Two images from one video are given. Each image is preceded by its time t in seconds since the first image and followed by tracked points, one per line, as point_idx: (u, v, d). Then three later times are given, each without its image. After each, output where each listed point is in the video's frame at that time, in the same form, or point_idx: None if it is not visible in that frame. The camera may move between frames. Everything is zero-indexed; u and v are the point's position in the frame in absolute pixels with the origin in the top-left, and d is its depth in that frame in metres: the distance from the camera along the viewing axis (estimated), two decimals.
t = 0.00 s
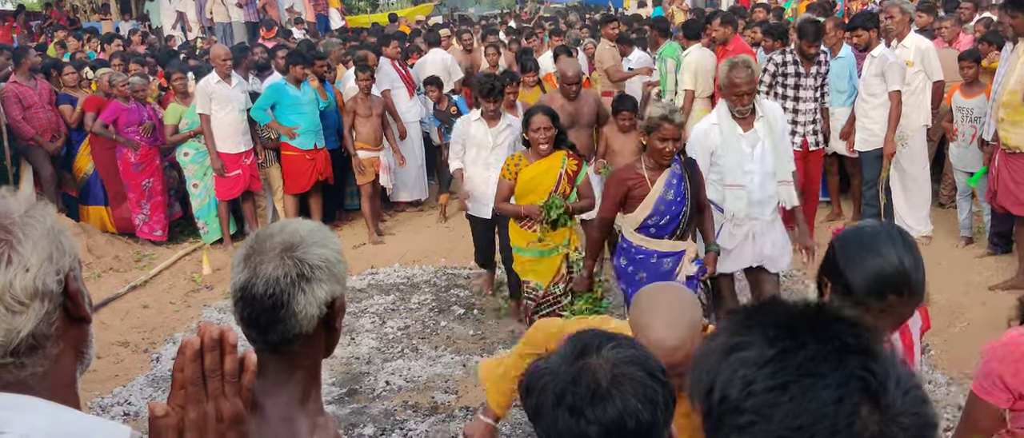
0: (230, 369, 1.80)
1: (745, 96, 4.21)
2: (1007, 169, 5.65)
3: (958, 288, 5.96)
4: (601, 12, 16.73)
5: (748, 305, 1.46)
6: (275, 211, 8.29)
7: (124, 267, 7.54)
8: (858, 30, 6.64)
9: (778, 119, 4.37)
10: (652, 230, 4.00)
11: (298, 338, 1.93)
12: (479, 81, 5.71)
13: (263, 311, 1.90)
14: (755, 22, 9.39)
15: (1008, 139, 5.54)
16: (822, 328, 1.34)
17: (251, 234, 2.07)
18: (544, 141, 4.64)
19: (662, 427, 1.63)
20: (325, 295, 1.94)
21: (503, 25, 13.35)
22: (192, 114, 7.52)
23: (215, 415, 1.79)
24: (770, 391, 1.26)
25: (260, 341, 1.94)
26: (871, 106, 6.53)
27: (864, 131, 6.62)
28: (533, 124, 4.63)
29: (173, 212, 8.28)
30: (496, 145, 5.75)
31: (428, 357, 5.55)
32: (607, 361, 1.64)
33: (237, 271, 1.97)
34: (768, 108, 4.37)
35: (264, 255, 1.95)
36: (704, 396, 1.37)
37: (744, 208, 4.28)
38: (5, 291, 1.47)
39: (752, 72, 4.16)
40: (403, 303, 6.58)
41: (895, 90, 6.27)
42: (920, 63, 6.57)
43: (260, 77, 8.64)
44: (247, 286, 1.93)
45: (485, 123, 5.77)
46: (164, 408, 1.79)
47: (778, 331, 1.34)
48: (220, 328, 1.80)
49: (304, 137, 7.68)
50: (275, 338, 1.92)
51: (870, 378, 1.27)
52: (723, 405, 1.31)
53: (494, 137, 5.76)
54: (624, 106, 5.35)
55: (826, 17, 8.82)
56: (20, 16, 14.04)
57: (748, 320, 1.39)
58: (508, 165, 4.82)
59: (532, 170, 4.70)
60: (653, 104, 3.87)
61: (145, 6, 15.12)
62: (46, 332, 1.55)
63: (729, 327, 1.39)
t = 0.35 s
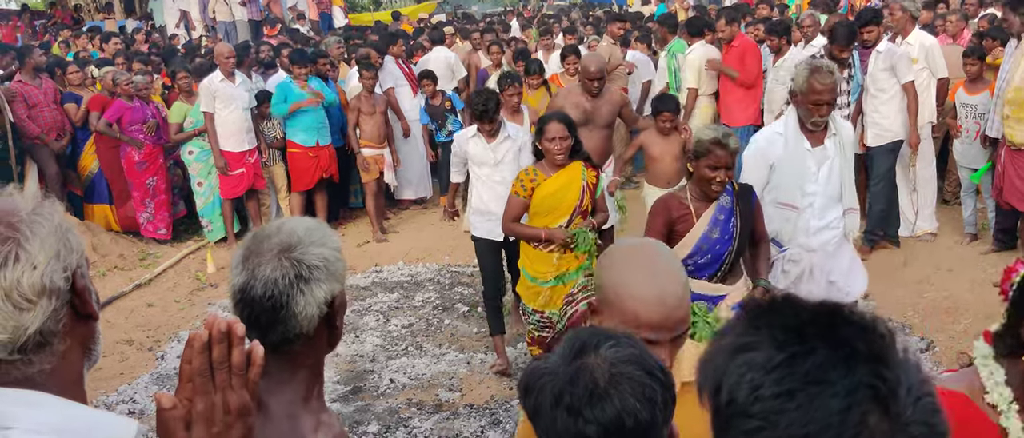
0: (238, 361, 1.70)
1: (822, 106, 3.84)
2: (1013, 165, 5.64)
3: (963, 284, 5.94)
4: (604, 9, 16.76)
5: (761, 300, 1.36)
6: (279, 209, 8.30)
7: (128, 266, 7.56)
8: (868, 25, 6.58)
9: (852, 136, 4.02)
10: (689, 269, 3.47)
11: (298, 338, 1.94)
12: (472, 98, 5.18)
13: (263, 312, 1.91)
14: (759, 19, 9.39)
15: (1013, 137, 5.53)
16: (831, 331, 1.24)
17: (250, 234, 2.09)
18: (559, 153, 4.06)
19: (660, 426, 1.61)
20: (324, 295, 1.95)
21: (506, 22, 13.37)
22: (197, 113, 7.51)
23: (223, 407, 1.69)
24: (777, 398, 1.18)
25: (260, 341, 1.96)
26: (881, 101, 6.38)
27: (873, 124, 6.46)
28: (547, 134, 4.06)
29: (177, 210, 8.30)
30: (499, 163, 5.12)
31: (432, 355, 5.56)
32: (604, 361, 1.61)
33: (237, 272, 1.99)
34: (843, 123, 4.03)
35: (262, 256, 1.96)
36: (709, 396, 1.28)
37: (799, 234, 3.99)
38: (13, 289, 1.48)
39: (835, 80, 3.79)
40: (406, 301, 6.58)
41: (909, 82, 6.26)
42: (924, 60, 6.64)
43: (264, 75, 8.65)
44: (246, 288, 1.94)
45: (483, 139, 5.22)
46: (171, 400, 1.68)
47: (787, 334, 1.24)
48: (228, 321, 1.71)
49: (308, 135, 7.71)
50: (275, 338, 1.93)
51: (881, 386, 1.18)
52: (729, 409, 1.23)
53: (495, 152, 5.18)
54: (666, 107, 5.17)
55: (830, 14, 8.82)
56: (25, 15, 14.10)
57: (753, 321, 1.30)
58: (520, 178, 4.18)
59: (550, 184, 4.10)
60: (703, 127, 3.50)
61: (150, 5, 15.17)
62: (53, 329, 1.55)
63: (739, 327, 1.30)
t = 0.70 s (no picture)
0: (242, 348, 1.68)
1: (914, 106, 3.18)
2: (1018, 160, 5.63)
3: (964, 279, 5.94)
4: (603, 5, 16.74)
5: (795, 292, 1.32)
6: (280, 207, 8.30)
7: (130, 263, 7.57)
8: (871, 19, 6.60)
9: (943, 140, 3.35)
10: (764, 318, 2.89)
11: (300, 338, 1.94)
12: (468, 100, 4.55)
13: (264, 313, 1.91)
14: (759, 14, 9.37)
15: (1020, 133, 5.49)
16: (861, 325, 1.19)
17: (251, 233, 2.09)
18: (581, 177, 3.54)
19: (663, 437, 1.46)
20: (326, 295, 1.94)
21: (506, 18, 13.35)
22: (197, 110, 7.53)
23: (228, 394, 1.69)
24: (800, 389, 1.14)
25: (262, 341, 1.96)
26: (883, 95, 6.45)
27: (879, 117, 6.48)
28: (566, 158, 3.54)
29: (178, 208, 8.29)
30: (496, 175, 4.63)
31: (433, 352, 5.56)
32: (600, 370, 1.45)
33: (238, 272, 1.99)
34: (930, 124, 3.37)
35: (263, 256, 1.96)
36: (734, 386, 1.25)
37: (891, 257, 3.31)
38: (25, 282, 1.46)
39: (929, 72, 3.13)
40: (407, 298, 6.58)
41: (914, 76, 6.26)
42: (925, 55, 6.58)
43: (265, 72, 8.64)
44: (247, 288, 1.93)
45: (481, 149, 4.64)
46: (176, 390, 1.71)
47: (816, 325, 1.21)
48: (232, 307, 1.69)
49: (307, 131, 7.76)
50: (277, 339, 1.93)
51: (907, 383, 1.12)
52: (751, 398, 1.19)
53: (492, 167, 4.63)
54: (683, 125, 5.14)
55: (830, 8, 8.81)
56: (24, 12, 14.09)
57: (787, 311, 1.26)
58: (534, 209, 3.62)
59: (569, 214, 3.54)
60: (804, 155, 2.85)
61: (149, 2, 15.14)
62: (65, 322, 1.54)
63: (771, 316, 1.27)
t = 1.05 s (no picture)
0: (247, 354, 1.70)
1: None
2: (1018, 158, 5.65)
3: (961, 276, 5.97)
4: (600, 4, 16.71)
5: (778, 295, 1.37)
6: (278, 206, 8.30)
7: (127, 263, 7.55)
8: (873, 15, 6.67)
9: None
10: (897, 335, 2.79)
11: (320, 336, 1.93)
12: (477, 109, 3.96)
13: (285, 310, 1.89)
14: (757, 11, 9.38)
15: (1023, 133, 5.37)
16: (861, 323, 1.24)
17: (264, 231, 2.07)
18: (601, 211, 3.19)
19: None
20: (346, 291, 1.94)
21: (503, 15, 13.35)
22: (195, 108, 7.50)
23: (233, 400, 1.68)
24: (807, 389, 1.17)
25: (282, 340, 1.94)
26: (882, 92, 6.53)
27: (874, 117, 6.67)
28: (587, 185, 3.19)
29: (175, 207, 8.27)
30: (500, 200, 4.09)
31: (432, 350, 5.56)
32: (603, 404, 1.58)
33: (256, 269, 1.97)
34: None
35: (284, 252, 1.94)
36: (738, 393, 1.28)
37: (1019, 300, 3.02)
38: (35, 280, 1.47)
39: None
40: (406, 296, 6.58)
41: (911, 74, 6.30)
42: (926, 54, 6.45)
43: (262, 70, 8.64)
44: (267, 285, 1.91)
45: (484, 168, 4.10)
46: (181, 396, 1.66)
47: (815, 325, 1.24)
48: (236, 313, 1.72)
49: (310, 129, 7.73)
50: (297, 337, 1.92)
51: (912, 373, 1.17)
52: (760, 403, 1.23)
53: (497, 189, 4.09)
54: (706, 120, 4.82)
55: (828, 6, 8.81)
56: (21, 11, 14.02)
57: (777, 316, 1.30)
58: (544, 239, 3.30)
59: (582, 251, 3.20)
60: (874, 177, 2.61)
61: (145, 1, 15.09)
62: (74, 321, 1.53)
63: (763, 319, 1.31)
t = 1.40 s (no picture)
0: (276, 360, 1.70)
1: None
2: None
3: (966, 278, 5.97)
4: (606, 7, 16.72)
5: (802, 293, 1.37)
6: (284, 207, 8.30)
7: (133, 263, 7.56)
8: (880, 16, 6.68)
9: None
10: None
11: (382, 345, 1.95)
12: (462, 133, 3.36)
13: (350, 320, 1.90)
14: (764, 13, 9.38)
15: None
16: (880, 320, 1.24)
17: (317, 238, 2.06)
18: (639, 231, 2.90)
19: None
20: (409, 300, 1.98)
21: (510, 17, 13.36)
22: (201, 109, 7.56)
23: (262, 406, 1.69)
24: (823, 386, 1.19)
25: (342, 350, 1.94)
26: (889, 94, 6.56)
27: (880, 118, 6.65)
28: (621, 204, 2.91)
29: (182, 208, 8.28)
30: (506, 241, 3.46)
31: (439, 351, 5.56)
32: (651, 387, 1.54)
33: (315, 277, 1.95)
34: None
35: (345, 260, 1.95)
36: (756, 389, 1.31)
37: None
38: (58, 279, 1.48)
39: None
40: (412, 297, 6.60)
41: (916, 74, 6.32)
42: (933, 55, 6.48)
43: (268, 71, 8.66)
44: (330, 294, 1.91)
45: (482, 208, 3.47)
46: (210, 402, 1.68)
47: (833, 323, 1.25)
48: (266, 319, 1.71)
49: (318, 130, 7.76)
50: (361, 348, 1.94)
51: (929, 374, 1.18)
52: (776, 400, 1.25)
53: (503, 230, 3.46)
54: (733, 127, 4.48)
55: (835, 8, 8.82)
56: (29, 13, 14.07)
57: (798, 315, 1.30)
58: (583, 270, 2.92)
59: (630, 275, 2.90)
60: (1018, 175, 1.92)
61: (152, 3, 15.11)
62: (98, 321, 1.54)
63: (783, 317, 1.32)
